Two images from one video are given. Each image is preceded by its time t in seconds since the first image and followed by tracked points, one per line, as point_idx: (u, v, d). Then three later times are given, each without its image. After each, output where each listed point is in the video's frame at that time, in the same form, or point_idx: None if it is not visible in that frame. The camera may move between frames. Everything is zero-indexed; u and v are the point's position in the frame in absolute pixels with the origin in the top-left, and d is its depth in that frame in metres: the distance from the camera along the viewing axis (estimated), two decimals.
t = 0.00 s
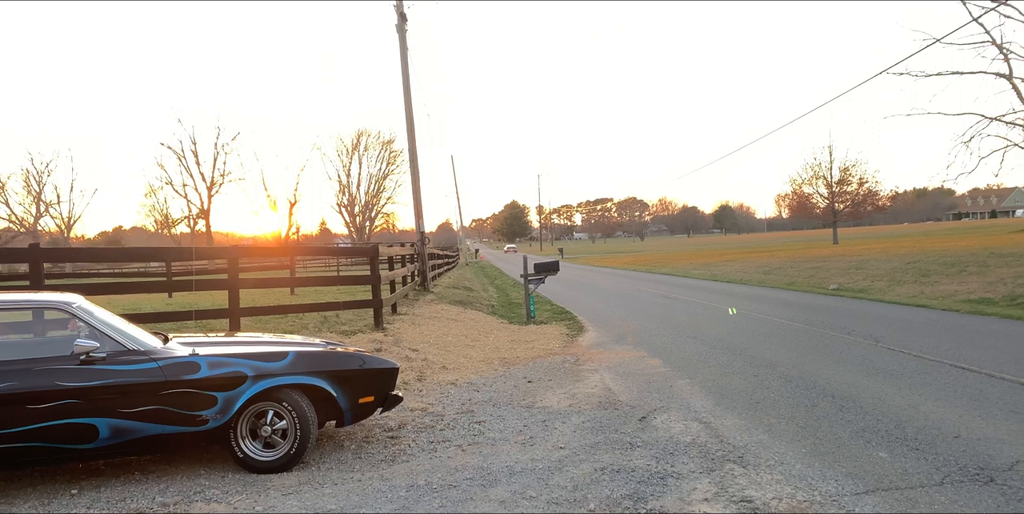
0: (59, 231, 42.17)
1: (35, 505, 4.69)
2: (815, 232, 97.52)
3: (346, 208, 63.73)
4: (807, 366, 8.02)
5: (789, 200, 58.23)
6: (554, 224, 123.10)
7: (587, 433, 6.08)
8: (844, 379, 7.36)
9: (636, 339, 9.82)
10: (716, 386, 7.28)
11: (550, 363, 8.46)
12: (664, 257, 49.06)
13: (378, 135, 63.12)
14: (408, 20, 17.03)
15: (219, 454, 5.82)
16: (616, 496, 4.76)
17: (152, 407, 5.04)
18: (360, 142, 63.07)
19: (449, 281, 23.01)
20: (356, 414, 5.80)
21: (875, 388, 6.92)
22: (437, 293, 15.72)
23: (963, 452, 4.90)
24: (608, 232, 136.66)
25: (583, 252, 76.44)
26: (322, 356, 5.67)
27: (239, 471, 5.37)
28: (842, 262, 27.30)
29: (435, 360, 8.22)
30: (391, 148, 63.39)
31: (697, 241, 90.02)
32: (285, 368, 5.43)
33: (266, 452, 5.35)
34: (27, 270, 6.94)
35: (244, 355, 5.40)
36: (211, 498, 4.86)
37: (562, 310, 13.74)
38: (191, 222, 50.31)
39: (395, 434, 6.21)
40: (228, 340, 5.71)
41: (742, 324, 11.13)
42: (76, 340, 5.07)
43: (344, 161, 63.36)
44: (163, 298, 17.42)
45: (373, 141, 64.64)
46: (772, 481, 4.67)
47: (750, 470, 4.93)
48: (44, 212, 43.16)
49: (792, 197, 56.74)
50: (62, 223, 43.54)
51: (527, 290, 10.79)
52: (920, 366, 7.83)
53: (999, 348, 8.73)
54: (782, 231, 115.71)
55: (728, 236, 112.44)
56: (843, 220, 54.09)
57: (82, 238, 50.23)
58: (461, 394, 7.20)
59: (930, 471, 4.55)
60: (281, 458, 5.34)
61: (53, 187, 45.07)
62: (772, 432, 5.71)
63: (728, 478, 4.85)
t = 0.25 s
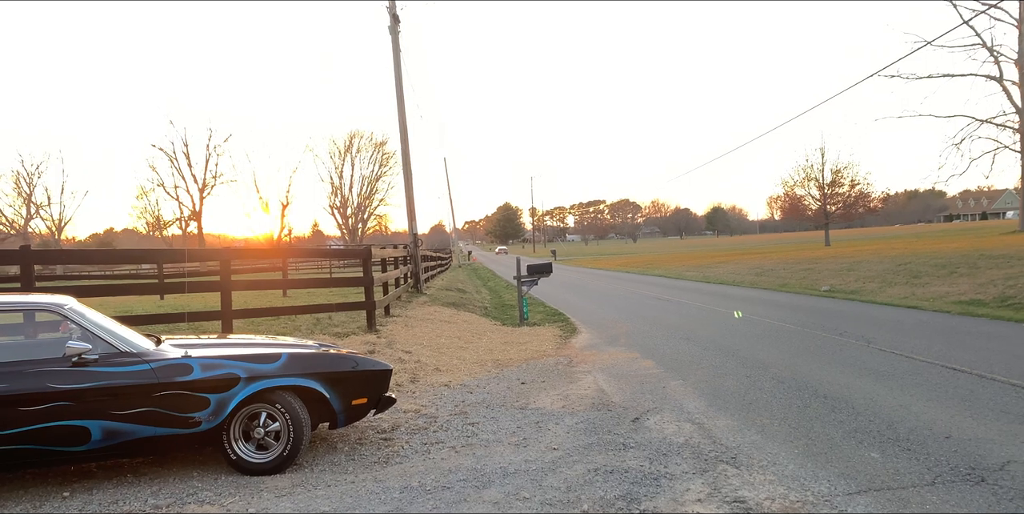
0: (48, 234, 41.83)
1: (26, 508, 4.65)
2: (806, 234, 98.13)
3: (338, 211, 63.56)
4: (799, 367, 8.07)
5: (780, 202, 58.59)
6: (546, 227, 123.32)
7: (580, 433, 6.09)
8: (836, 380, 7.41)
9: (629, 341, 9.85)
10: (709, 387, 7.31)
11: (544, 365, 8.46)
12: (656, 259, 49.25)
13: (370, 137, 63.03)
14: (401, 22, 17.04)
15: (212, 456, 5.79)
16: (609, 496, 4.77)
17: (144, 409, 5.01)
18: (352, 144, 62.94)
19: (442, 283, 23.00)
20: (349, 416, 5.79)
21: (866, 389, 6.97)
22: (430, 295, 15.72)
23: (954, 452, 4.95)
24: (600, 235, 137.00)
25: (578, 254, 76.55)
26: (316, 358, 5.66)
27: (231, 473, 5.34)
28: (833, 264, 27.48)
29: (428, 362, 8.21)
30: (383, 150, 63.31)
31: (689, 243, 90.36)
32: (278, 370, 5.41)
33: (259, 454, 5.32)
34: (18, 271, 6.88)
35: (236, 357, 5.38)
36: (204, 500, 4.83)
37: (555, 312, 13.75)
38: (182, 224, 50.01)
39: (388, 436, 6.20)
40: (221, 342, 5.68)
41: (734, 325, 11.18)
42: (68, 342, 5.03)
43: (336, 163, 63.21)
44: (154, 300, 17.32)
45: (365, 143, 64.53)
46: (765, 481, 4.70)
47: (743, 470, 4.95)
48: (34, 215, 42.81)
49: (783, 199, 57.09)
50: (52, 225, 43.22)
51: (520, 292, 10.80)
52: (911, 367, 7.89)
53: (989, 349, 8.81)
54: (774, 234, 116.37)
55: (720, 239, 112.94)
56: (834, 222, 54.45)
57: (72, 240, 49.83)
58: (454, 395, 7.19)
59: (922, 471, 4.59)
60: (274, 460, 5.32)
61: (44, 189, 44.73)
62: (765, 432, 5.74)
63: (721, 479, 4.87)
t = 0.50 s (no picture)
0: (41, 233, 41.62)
1: (17, 508, 4.63)
2: (799, 232, 98.51)
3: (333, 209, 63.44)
4: (790, 364, 8.10)
5: (773, 200, 58.77)
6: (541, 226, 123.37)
7: (572, 431, 6.10)
8: (827, 377, 7.45)
9: (621, 339, 9.87)
10: (700, 384, 7.33)
11: (536, 363, 8.47)
12: (650, 257, 49.32)
13: (364, 136, 62.93)
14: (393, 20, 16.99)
15: (203, 455, 5.77)
16: (601, 494, 4.78)
17: (135, 409, 4.99)
18: (346, 143, 62.81)
19: (435, 281, 22.98)
20: (341, 415, 5.78)
21: (857, 386, 7.00)
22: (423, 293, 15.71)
23: (944, 448, 4.98)
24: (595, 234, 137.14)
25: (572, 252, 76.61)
26: (307, 356, 5.65)
27: (223, 473, 5.33)
28: (826, 262, 27.57)
29: (420, 360, 8.20)
30: (377, 149, 63.21)
31: (683, 241, 90.56)
32: (269, 369, 5.40)
33: (250, 453, 5.31)
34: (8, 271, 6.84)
35: (227, 356, 5.36)
36: (196, 499, 4.82)
37: (548, 310, 13.76)
38: (175, 223, 49.78)
39: (380, 435, 6.20)
40: (212, 341, 5.67)
41: (726, 323, 11.21)
42: (58, 341, 5.01)
43: (330, 162, 63.06)
44: (146, 299, 17.24)
45: (359, 142, 64.40)
46: (756, 478, 4.72)
47: (734, 467, 4.97)
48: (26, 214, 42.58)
49: (777, 197, 57.30)
50: (45, 225, 43.00)
51: (512, 290, 10.80)
52: (901, 364, 7.94)
53: (979, 346, 8.87)
54: (768, 232, 116.76)
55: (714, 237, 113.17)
56: (827, 220, 54.64)
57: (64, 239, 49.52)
58: (447, 394, 7.19)
59: (913, 468, 4.62)
60: (265, 458, 5.31)
61: (36, 188, 44.45)
62: (756, 430, 5.76)
63: (713, 476, 4.88)
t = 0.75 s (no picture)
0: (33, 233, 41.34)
1: (9, 510, 4.59)
2: (793, 233, 98.90)
3: (327, 209, 63.27)
4: (785, 365, 8.13)
5: (767, 201, 58.99)
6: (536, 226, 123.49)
7: (567, 432, 6.11)
8: (821, 378, 7.48)
9: (616, 340, 9.89)
10: (695, 386, 7.35)
11: (531, 364, 8.47)
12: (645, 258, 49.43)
13: (359, 136, 62.78)
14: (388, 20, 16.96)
15: (198, 456, 5.75)
16: (597, 496, 4.79)
17: (129, 410, 4.96)
18: (341, 142, 62.64)
19: (430, 282, 22.95)
20: (336, 416, 5.77)
21: (851, 387, 7.04)
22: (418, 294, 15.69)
23: (938, 450, 5.01)
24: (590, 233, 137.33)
25: (567, 252, 76.71)
26: (302, 357, 5.63)
27: (217, 474, 5.31)
28: (820, 263, 27.69)
29: (415, 361, 8.19)
30: (372, 149, 63.08)
31: (678, 242, 90.77)
32: (264, 370, 5.38)
33: (244, 454, 5.30)
34: None
35: (222, 357, 5.34)
36: (190, 501, 4.80)
37: (543, 311, 13.74)
38: (169, 223, 49.52)
39: (375, 436, 6.19)
40: (206, 341, 5.64)
41: (721, 324, 11.25)
42: (51, 342, 4.97)
43: (325, 161, 62.89)
44: (140, 299, 17.15)
45: (354, 142, 64.24)
46: (751, 480, 4.74)
47: (729, 469, 4.99)
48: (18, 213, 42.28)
49: (771, 198, 57.50)
50: (38, 225, 42.72)
51: (507, 291, 10.79)
52: (895, 365, 7.98)
53: (972, 347, 8.93)
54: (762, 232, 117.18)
55: (708, 237, 113.46)
56: (821, 221, 54.89)
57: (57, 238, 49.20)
58: (441, 395, 7.18)
59: (907, 469, 4.64)
60: (260, 460, 5.29)
61: (29, 187, 44.15)
62: (751, 431, 5.78)
63: (708, 478, 4.89)
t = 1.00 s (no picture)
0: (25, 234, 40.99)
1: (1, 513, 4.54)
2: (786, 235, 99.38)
3: (321, 211, 63.04)
4: (779, 368, 8.16)
5: (761, 203, 59.25)
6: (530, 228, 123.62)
7: (563, 435, 6.10)
8: (816, 381, 7.51)
9: (611, 342, 9.90)
10: (690, 388, 7.37)
11: (526, 366, 8.46)
12: (640, 260, 49.57)
13: (353, 137, 62.61)
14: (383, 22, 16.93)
15: (192, 459, 5.71)
16: (592, 499, 4.79)
17: (123, 412, 4.92)
18: (335, 144, 62.44)
19: (425, 284, 22.90)
20: (331, 419, 5.74)
21: (845, 390, 7.07)
22: (413, 296, 15.66)
23: (932, 453, 5.05)
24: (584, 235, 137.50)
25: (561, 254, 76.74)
26: (297, 360, 5.61)
27: (211, 477, 5.27)
28: (813, 265, 27.83)
29: (410, 364, 8.17)
30: (366, 150, 62.91)
31: (672, 244, 91.03)
32: (258, 372, 5.35)
33: (239, 457, 5.27)
34: None
35: (216, 359, 5.31)
36: (183, 504, 4.76)
37: (537, 313, 13.73)
38: (162, 224, 49.17)
39: (370, 438, 6.16)
40: (200, 344, 5.61)
41: (715, 326, 11.28)
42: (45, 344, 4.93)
43: (319, 163, 62.69)
44: (133, 301, 17.02)
45: (348, 143, 64.06)
46: (746, 482, 4.75)
47: (725, 471, 5.01)
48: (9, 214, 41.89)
49: (765, 201, 57.76)
50: (29, 226, 42.37)
51: (502, 293, 10.78)
52: (889, 368, 8.03)
53: (965, 350, 8.99)
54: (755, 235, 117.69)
55: (701, 239, 113.85)
56: (814, 223, 55.16)
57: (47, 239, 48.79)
58: (436, 397, 7.17)
59: (901, 472, 4.67)
60: (254, 463, 5.26)
61: (20, 188, 43.77)
62: (746, 434, 5.80)
63: (703, 480, 4.91)
